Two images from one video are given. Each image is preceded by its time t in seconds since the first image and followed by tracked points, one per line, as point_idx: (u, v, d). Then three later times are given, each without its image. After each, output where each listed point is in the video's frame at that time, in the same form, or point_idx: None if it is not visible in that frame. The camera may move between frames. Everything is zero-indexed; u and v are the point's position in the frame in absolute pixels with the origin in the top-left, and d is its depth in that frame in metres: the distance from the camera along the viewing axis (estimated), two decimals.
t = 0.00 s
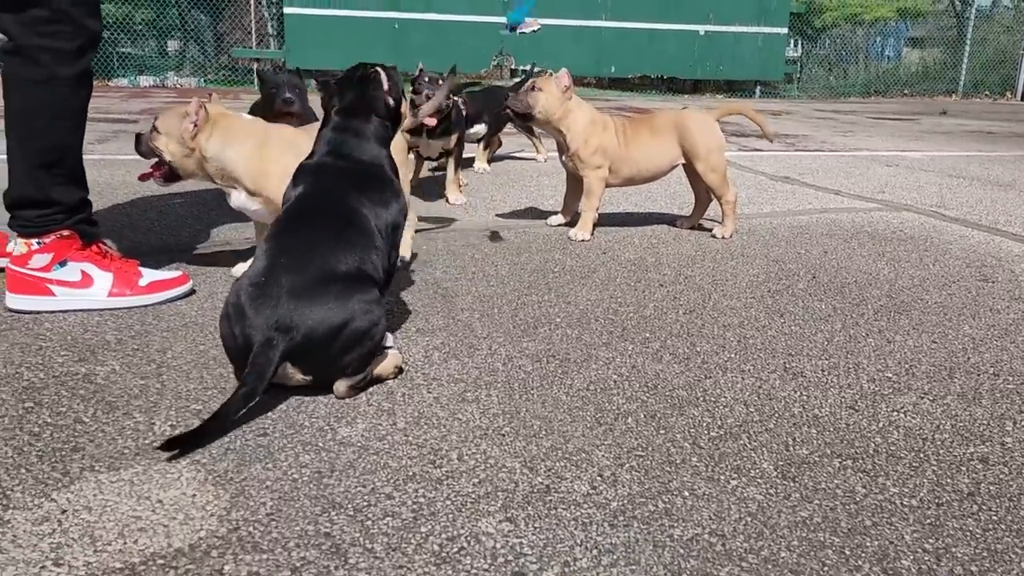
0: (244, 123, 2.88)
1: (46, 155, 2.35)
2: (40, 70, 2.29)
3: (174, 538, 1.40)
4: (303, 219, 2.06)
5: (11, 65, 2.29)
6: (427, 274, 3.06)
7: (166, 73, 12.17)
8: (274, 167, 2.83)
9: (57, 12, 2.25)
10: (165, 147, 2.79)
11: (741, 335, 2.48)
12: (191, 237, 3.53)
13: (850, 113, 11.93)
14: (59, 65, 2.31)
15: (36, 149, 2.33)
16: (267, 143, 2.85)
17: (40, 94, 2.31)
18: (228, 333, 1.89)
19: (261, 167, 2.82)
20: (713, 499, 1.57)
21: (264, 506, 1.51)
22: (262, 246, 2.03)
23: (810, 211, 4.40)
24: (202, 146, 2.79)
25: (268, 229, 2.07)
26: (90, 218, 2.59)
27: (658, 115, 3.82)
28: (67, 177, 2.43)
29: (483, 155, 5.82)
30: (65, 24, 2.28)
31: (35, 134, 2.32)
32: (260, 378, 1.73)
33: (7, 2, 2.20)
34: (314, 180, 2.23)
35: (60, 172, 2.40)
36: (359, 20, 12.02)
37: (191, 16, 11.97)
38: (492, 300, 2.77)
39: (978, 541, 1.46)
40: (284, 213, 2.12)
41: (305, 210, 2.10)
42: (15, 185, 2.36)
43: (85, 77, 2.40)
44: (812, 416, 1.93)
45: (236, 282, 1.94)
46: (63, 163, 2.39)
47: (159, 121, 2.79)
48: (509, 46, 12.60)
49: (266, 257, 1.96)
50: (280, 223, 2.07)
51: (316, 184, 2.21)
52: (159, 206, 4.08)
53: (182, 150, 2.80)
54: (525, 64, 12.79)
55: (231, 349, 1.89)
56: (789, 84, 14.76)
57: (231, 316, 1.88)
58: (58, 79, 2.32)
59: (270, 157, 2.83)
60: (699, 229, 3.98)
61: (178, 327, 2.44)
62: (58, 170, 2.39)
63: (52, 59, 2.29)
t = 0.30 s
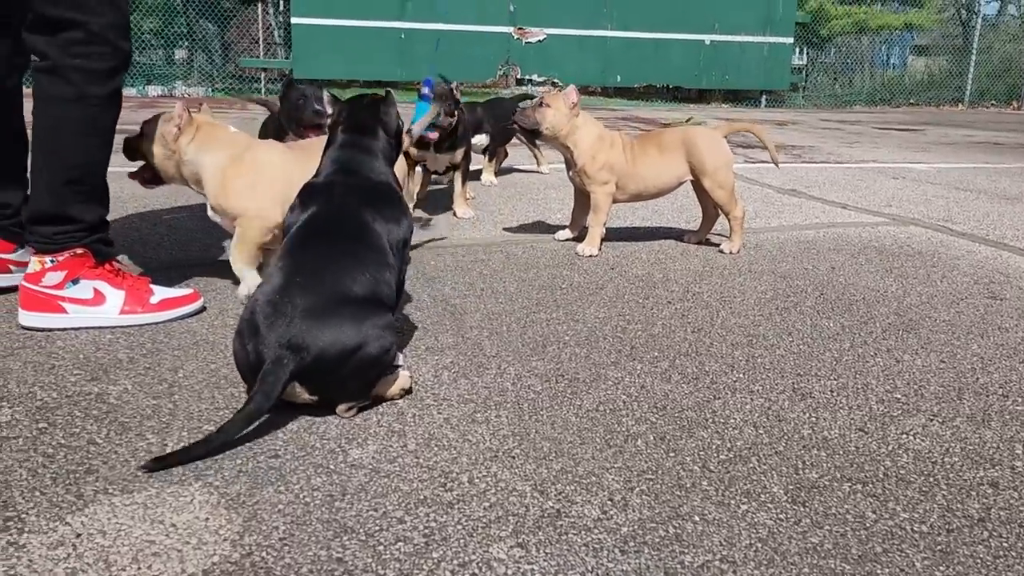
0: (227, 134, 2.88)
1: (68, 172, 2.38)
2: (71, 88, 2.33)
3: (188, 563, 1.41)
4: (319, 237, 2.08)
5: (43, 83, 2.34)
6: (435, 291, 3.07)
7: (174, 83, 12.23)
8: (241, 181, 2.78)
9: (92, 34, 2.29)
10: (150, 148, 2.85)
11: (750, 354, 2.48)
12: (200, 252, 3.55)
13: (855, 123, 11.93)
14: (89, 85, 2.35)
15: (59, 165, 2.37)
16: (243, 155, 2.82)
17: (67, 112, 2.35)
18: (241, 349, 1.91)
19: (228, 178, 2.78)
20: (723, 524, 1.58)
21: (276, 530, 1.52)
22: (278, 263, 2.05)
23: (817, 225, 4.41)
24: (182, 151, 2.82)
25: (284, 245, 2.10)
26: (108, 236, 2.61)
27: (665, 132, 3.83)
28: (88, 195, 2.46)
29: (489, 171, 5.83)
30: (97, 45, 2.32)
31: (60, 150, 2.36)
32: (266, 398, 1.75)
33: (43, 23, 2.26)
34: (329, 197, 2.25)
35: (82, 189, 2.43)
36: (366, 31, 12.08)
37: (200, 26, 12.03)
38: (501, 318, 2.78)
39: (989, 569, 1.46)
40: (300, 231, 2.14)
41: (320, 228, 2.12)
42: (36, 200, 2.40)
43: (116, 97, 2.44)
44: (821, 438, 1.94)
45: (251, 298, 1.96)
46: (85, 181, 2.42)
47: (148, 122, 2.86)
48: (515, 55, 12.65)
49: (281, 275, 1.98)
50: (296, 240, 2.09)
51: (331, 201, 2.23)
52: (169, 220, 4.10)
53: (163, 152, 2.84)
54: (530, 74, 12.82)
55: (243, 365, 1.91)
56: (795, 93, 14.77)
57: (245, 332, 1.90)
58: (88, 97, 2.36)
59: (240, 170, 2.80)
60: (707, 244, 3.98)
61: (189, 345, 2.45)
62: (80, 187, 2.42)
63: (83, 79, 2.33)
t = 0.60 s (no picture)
0: (211, 148, 2.84)
1: (94, 180, 2.42)
2: (103, 97, 2.38)
3: None
4: (334, 251, 2.08)
5: (72, 93, 2.38)
6: (444, 302, 3.07)
7: (182, 92, 12.28)
8: (225, 196, 2.73)
9: (125, 46, 2.36)
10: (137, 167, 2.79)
11: (761, 367, 2.47)
12: (209, 262, 3.55)
13: (862, 133, 11.92)
14: (120, 95, 2.40)
15: (86, 173, 2.41)
16: (227, 169, 2.77)
17: (96, 121, 2.39)
18: (257, 363, 1.90)
19: (212, 194, 2.73)
20: (738, 540, 1.57)
21: (287, 545, 1.51)
22: (292, 276, 2.04)
23: (825, 235, 4.39)
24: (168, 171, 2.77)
25: (298, 259, 2.09)
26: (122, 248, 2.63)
27: (674, 142, 3.83)
28: (112, 206, 2.49)
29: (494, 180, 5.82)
30: (127, 57, 2.38)
31: (87, 159, 2.40)
32: (290, 413, 1.75)
33: (74, 37, 2.33)
34: (341, 210, 2.25)
35: (106, 198, 2.46)
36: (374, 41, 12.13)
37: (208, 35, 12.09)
38: (510, 330, 2.77)
39: None
40: (313, 243, 2.14)
41: (335, 240, 2.12)
42: (58, 209, 2.41)
43: (143, 108, 2.49)
44: (834, 453, 1.92)
45: (267, 312, 1.95)
46: (110, 189, 2.46)
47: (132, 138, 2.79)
48: (522, 65, 12.69)
49: (298, 289, 1.98)
50: (309, 253, 2.09)
51: (343, 213, 2.23)
52: (178, 229, 4.10)
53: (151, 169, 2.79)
54: (537, 83, 12.84)
55: (259, 379, 1.90)
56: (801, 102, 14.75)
57: (262, 346, 1.90)
58: (118, 107, 2.41)
59: (225, 184, 2.75)
60: (715, 255, 3.97)
61: (199, 356, 2.45)
62: (104, 195, 2.45)
63: (114, 89, 2.39)
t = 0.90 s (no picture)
0: (215, 150, 2.87)
1: (105, 183, 2.46)
2: (113, 101, 2.43)
3: None
4: (349, 254, 2.10)
5: (82, 97, 2.42)
6: (453, 307, 3.07)
7: (190, 101, 12.35)
8: (226, 196, 2.75)
9: (136, 51, 2.43)
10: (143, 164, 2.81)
11: (770, 372, 2.46)
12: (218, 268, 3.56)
13: (870, 141, 11.90)
14: (130, 99, 2.45)
15: (98, 176, 2.45)
16: (230, 170, 2.80)
17: (108, 124, 2.44)
18: (272, 365, 1.91)
19: (213, 194, 2.76)
20: (749, 544, 1.56)
21: (299, 546, 1.51)
22: (307, 279, 2.06)
23: (834, 243, 4.39)
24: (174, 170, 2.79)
25: (313, 262, 2.11)
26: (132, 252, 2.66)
27: (682, 149, 3.83)
28: (123, 209, 2.53)
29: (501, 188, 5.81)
30: (137, 62, 2.44)
31: (98, 162, 2.44)
32: (307, 413, 1.76)
33: (85, 41, 2.38)
34: (353, 213, 2.26)
35: (116, 201, 2.50)
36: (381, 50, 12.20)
37: (217, 44, 12.17)
38: (519, 335, 2.78)
39: None
40: (327, 247, 2.15)
41: (349, 244, 2.13)
42: (69, 212, 2.44)
43: (151, 114, 2.55)
44: (845, 457, 1.92)
45: (284, 315, 1.96)
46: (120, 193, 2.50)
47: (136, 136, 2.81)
48: (529, 74, 12.73)
49: (314, 291, 2.00)
50: (324, 257, 2.10)
51: (356, 217, 2.23)
52: (187, 235, 4.12)
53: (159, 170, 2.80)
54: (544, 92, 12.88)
55: (274, 381, 1.91)
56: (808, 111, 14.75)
57: (279, 348, 1.91)
58: (129, 111, 2.46)
59: (227, 184, 2.77)
60: (724, 261, 3.97)
61: (209, 360, 2.46)
62: (114, 199, 2.49)
63: (125, 93, 2.44)
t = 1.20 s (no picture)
0: (229, 155, 2.92)
1: (109, 190, 2.48)
2: (115, 108, 2.45)
3: None
4: (359, 259, 2.11)
5: (84, 104, 2.45)
6: (461, 314, 3.08)
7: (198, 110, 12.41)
8: (236, 201, 2.80)
9: (137, 57, 2.44)
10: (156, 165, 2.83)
11: (779, 380, 2.46)
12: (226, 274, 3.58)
13: (877, 150, 11.89)
14: (132, 106, 2.47)
15: (102, 182, 2.47)
16: (241, 175, 2.84)
17: (110, 131, 2.46)
18: (283, 369, 1.92)
19: (222, 198, 2.81)
20: (759, 551, 1.56)
21: (309, 551, 1.51)
22: (318, 284, 2.06)
23: (841, 251, 4.38)
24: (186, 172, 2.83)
25: (324, 266, 2.12)
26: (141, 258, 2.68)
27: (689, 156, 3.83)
28: (128, 215, 2.55)
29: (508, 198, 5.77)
30: (138, 68, 2.46)
31: (102, 169, 2.46)
32: (318, 416, 1.77)
33: (87, 46, 2.40)
34: (364, 218, 2.27)
35: (121, 208, 2.51)
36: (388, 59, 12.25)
37: (225, 53, 12.23)
38: (527, 342, 2.78)
39: None
40: (337, 251, 2.16)
41: (362, 249, 2.14)
42: (75, 220, 2.46)
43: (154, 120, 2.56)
44: (855, 465, 1.91)
45: (295, 319, 1.97)
46: (123, 200, 2.51)
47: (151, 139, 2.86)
48: (535, 83, 12.77)
49: (325, 296, 2.00)
50: (334, 261, 2.11)
51: (367, 222, 2.24)
52: (195, 242, 4.13)
53: (172, 170, 2.82)
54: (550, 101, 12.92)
55: (283, 385, 1.92)
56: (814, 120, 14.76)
57: (289, 352, 1.92)
58: (132, 118, 2.48)
59: (236, 188, 2.82)
60: (731, 269, 3.96)
61: (218, 366, 2.47)
62: (119, 206, 2.50)
63: (126, 99, 2.46)
